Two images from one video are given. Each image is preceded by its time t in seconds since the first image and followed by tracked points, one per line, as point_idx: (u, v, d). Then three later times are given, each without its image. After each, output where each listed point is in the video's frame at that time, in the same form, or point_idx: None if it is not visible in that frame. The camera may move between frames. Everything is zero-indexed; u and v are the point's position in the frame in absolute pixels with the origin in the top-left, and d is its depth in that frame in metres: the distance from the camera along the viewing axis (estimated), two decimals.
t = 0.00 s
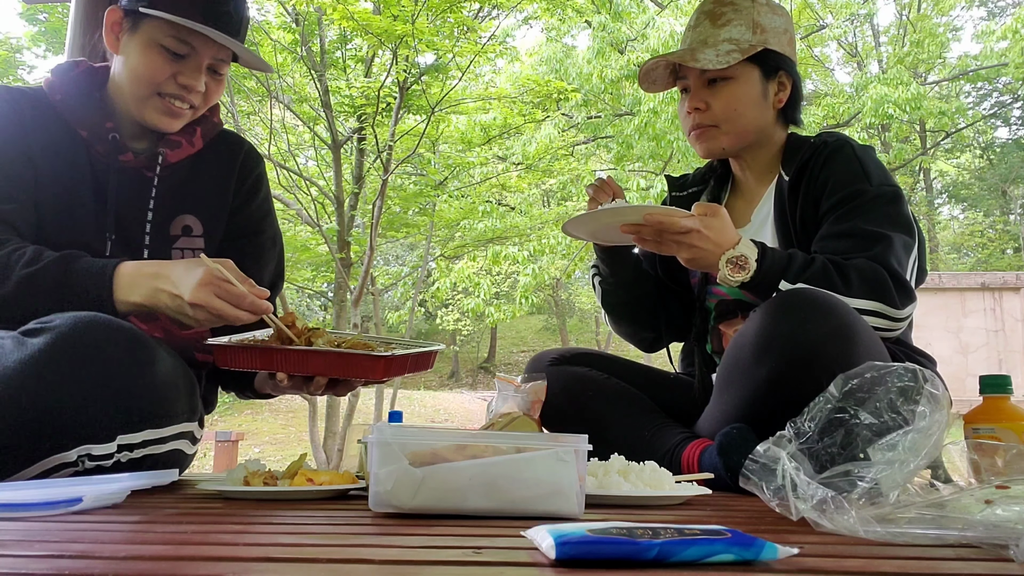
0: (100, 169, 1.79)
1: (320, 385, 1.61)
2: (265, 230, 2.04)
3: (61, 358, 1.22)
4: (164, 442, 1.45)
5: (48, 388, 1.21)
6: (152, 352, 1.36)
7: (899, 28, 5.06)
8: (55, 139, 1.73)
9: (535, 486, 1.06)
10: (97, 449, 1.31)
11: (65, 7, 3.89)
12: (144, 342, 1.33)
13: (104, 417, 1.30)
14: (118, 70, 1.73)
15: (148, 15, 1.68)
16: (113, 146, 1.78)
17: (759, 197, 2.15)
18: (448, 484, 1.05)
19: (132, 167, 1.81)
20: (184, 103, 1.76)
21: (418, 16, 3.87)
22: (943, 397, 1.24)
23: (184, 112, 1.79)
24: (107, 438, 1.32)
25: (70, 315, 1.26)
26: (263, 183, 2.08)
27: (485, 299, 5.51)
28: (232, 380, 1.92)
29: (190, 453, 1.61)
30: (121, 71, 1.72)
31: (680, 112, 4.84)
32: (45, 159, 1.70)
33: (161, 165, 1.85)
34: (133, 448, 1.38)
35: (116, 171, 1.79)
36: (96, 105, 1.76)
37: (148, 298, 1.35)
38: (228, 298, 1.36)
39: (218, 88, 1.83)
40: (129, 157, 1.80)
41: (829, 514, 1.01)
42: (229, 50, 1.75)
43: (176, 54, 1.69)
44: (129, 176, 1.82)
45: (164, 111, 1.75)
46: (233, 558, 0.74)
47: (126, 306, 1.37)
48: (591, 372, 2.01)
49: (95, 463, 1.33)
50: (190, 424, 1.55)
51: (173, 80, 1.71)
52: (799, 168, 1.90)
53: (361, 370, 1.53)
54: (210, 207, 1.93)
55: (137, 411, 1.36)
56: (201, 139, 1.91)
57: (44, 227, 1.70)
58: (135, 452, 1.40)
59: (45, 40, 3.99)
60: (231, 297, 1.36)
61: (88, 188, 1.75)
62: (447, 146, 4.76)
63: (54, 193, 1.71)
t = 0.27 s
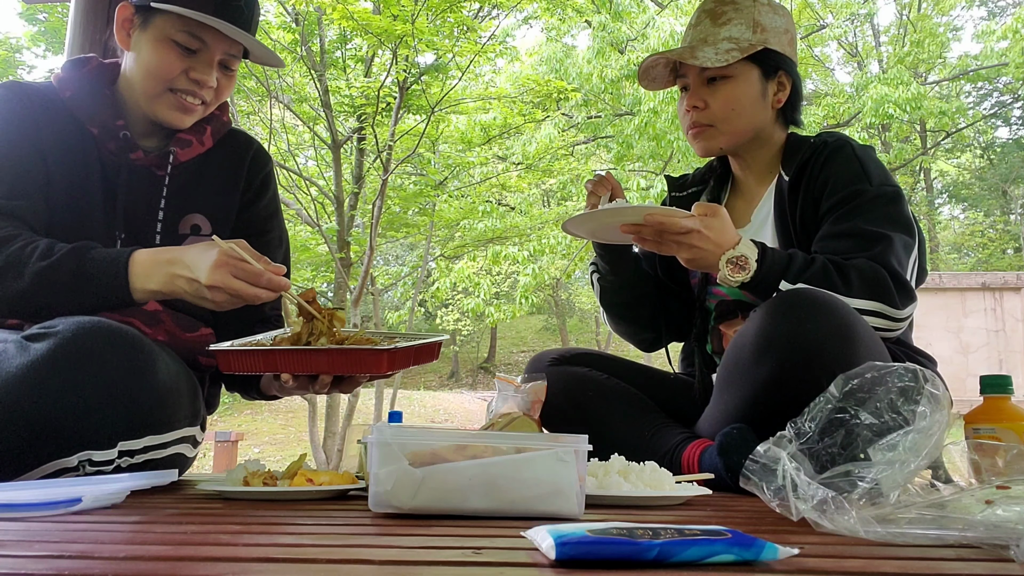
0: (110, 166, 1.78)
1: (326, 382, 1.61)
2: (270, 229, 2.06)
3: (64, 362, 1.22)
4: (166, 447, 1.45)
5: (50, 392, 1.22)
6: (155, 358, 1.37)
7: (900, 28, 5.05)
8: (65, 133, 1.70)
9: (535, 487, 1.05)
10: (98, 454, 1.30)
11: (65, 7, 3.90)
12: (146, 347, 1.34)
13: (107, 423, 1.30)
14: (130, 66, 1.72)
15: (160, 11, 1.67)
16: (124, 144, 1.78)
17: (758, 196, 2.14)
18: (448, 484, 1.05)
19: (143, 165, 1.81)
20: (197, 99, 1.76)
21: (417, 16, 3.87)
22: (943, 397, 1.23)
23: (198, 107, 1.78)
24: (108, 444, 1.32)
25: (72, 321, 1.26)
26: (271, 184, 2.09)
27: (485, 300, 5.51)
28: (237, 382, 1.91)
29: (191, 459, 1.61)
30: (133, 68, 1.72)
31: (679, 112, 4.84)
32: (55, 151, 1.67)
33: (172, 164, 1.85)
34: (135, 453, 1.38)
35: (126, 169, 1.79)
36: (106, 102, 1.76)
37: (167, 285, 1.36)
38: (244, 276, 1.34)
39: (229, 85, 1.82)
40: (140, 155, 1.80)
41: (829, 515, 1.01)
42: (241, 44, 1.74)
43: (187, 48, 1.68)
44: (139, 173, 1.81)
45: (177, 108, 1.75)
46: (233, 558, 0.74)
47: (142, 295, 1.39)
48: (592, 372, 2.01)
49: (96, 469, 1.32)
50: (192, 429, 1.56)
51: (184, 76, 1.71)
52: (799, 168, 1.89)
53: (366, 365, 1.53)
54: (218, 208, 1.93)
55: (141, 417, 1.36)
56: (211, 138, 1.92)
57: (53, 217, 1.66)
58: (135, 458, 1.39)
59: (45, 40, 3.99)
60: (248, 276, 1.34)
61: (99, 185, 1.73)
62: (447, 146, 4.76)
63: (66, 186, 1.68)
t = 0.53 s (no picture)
0: (116, 165, 1.77)
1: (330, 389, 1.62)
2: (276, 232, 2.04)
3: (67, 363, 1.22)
4: (166, 448, 1.46)
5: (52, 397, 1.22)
6: (155, 362, 1.38)
7: (900, 28, 5.05)
8: (69, 133, 1.70)
9: (535, 487, 1.05)
10: (99, 457, 1.31)
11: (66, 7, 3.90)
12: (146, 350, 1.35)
13: (108, 424, 1.31)
14: (136, 65, 1.72)
15: (166, 9, 1.68)
16: (130, 144, 1.76)
17: (758, 197, 2.14)
18: (448, 484, 1.04)
19: (149, 165, 1.80)
20: (202, 97, 1.76)
21: (417, 16, 3.87)
22: (943, 397, 1.23)
23: (203, 106, 1.78)
24: (109, 446, 1.33)
25: (74, 323, 1.26)
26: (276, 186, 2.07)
27: (484, 299, 5.49)
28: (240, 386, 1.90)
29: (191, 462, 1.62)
30: (139, 66, 1.72)
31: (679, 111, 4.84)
32: (60, 151, 1.68)
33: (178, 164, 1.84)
34: (136, 455, 1.39)
35: (132, 169, 1.78)
36: (112, 102, 1.76)
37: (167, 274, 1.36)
38: (239, 261, 1.34)
39: (233, 84, 1.82)
40: (146, 155, 1.79)
41: (829, 514, 1.01)
42: (246, 43, 1.75)
43: (194, 47, 1.69)
44: (145, 173, 1.80)
45: (182, 106, 1.75)
46: (233, 558, 0.74)
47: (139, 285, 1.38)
48: (592, 372, 2.01)
49: (98, 471, 1.32)
50: (193, 430, 1.56)
51: (190, 74, 1.71)
52: (799, 168, 1.89)
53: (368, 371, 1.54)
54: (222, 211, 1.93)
55: (141, 418, 1.36)
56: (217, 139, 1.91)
57: (59, 215, 1.68)
58: (137, 460, 1.40)
59: (44, 40, 3.99)
60: (242, 259, 1.34)
61: (104, 186, 1.73)
62: (447, 146, 4.76)
63: (70, 187, 1.68)
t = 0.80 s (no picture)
0: (120, 166, 1.77)
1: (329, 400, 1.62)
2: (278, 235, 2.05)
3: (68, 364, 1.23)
4: (167, 448, 1.46)
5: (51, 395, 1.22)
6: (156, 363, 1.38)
7: (899, 28, 5.05)
8: (72, 133, 1.71)
9: (535, 487, 1.06)
10: (99, 455, 1.31)
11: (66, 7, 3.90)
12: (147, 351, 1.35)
13: (109, 424, 1.31)
14: (138, 65, 1.73)
15: (169, 9, 1.68)
16: (134, 145, 1.76)
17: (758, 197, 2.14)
18: (448, 484, 1.05)
19: (152, 167, 1.80)
20: (205, 97, 1.75)
21: (417, 16, 3.88)
22: (943, 397, 1.23)
23: (205, 106, 1.77)
24: (109, 446, 1.33)
25: (73, 322, 1.27)
26: (279, 189, 2.07)
27: (484, 300, 5.49)
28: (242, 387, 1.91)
29: (191, 463, 1.62)
30: (141, 66, 1.72)
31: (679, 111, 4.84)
32: (63, 151, 1.68)
33: (183, 167, 1.84)
34: (137, 455, 1.39)
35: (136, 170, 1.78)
36: (115, 103, 1.75)
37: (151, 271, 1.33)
38: (220, 259, 1.29)
39: (236, 85, 1.82)
40: (150, 156, 1.79)
41: (829, 514, 1.01)
42: (249, 43, 1.74)
43: (196, 47, 1.69)
44: (148, 175, 1.80)
45: (185, 106, 1.74)
46: (234, 558, 0.74)
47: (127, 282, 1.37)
48: (591, 372, 2.01)
49: (97, 470, 1.33)
50: (194, 430, 1.56)
51: (193, 73, 1.71)
52: (799, 168, 1.90)
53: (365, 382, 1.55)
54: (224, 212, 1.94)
55: (141, 419, 1.37)
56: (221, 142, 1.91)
57: (60, 213, 1.69)
58: (137, 460, 1.40)
59: (45, 40, 3.99)
60: (224, 258, 1.29)
61: (106, 186, 1.74)
62: (447, 146, 4.76)
63: (72, 188, 1.69)
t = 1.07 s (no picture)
0: (123, 165, 1.78)
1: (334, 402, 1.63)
2: (281, 235, 2.06)
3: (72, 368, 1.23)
4: (167, 450, 1.47)
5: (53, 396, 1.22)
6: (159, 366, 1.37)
7: (900, 28, 5.05)
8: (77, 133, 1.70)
9: (535, 487, 1.06)
10: (99, 457, 1.32)
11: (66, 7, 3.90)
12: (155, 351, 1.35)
13: (111, 424, 1.31)
14: (138, 63, 1.73)
15: (170, 8, 1.68)
16: (138, 144, 1.77)
17: (759, 197, 2.14)
18: (448, 484, 1.05)
19: (156, 167, 1.81)
20: (205, 96, 1.76)
21: (418, 16, 3.88)
22: (943, 397, 1.23)
23: (205, 105, 1.78)
24: (109, 447, 1.33)
25: (75, 322, 1.25)
26: (281, 192, 2.09)
27: (484, 298, 5.36)
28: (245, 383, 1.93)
29: (191, 465, 1.62)
30: (141, 64, 1.72)
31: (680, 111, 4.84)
32: (70, 151, 1.68)
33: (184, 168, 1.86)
34: (137, 456, 1.40)
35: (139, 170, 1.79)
36: (120, 102, 1.75)
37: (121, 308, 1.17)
38: (193, 314, 1.12)
39: (237, 83, 1.82)
40: (152, 156, 1.79)
41: (829, 514, 1.01)
42: (248, 42, 1.74)
43: (195, 47, 1.69)
44: (150, 175, 1.82)
45: (186, 105, 1.75)
46: (234, 558, 0.74)
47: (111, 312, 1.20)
48: (592, 372, 2.01)
49: (97, 471, 1.33)
50: (194, 431, 1.56)
51: (192, 73, 1.71)
52: (799, 168, 1.90)
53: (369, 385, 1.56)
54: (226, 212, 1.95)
55: (142, 420, 1.37)
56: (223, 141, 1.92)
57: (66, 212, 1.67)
58: (137, 460, 1.41)
59: (45, 40, 3.99)
60: (197, 310, 1.12)
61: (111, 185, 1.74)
62: (446, 146, 4.76)
63: (78, 188, 1.69)
